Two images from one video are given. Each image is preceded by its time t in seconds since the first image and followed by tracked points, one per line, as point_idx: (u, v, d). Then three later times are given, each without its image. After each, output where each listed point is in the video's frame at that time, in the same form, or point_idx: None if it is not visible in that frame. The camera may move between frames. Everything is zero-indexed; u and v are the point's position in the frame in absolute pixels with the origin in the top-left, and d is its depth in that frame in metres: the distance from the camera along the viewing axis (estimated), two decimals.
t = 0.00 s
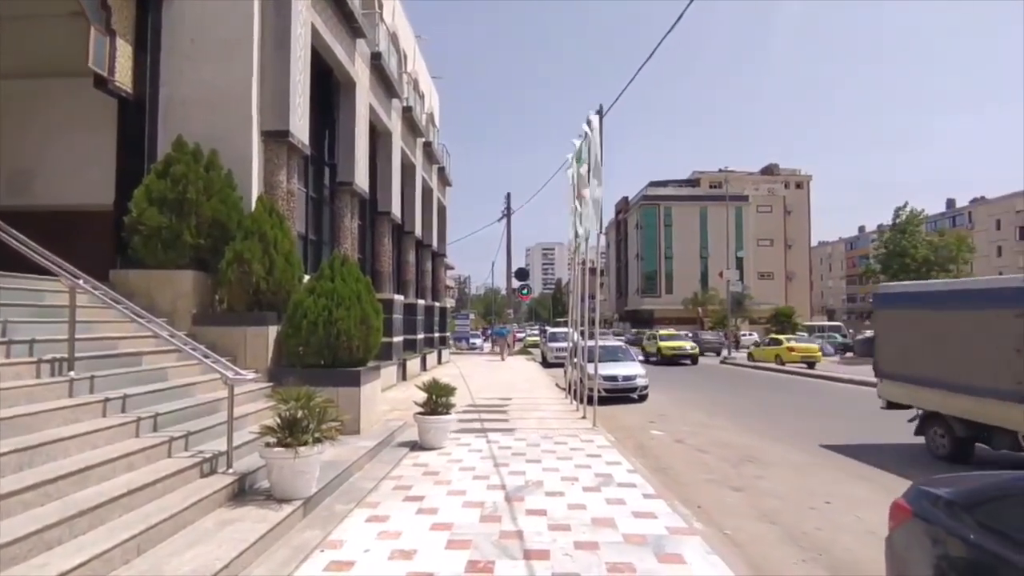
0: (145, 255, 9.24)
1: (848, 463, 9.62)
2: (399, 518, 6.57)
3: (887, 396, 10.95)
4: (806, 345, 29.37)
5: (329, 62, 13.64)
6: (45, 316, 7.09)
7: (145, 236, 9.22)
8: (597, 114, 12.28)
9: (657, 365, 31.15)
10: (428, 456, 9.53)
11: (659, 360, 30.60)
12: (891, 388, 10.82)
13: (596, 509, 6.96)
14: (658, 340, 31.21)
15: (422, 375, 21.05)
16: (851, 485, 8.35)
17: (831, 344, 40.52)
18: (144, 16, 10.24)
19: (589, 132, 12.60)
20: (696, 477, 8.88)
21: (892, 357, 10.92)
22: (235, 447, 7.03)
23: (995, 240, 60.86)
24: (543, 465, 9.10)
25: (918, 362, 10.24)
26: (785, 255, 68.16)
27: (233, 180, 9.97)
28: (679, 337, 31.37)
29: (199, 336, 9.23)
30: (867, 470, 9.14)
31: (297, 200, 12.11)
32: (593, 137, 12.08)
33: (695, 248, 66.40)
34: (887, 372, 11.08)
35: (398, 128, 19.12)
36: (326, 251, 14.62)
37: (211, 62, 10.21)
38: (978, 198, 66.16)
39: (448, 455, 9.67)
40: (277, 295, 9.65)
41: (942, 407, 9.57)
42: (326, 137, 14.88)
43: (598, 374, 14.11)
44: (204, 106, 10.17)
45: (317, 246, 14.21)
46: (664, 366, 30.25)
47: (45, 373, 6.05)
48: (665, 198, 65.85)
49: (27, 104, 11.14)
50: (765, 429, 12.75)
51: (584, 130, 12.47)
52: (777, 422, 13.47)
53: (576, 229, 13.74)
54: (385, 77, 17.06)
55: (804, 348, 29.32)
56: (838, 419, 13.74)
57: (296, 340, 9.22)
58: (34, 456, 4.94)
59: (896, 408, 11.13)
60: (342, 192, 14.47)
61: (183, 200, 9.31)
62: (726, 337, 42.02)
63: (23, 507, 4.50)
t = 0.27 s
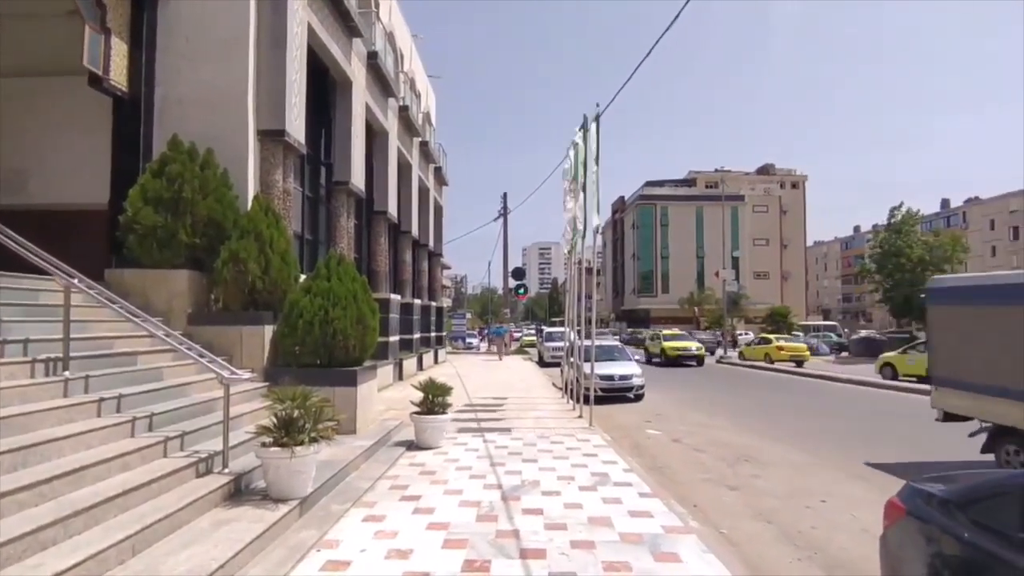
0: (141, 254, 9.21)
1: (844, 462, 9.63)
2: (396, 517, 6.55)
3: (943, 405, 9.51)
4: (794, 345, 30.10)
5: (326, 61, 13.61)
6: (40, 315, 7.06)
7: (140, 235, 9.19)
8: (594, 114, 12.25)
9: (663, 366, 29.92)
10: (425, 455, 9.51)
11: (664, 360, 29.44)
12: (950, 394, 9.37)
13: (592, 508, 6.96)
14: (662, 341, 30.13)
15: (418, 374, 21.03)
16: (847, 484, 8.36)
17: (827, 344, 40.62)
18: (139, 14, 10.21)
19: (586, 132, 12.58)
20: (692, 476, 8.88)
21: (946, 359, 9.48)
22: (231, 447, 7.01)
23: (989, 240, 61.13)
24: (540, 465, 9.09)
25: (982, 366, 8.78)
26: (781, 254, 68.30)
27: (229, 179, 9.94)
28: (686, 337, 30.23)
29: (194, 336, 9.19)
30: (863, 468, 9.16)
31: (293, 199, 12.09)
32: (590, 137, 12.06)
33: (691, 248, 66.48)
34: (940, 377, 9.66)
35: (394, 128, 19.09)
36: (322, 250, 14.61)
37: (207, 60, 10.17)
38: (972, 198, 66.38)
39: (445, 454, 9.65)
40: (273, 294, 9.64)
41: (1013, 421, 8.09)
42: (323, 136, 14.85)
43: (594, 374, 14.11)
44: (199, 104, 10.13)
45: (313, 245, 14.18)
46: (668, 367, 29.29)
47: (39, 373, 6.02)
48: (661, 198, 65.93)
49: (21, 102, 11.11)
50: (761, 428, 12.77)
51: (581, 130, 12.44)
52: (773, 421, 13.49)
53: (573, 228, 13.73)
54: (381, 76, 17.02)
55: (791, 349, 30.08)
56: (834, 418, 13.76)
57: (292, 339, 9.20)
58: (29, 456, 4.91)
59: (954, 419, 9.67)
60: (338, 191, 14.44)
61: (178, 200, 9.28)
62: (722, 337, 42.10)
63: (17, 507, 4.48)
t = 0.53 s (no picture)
0: (138, 254, 9.19)
1: (841, 461, 9.65)
2: (393, 517, 6.55)
3: None
4: (785, 345, 30.16)
5: (323, 60, 13.59)
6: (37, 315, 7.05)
7: (137, 235, 9.17)
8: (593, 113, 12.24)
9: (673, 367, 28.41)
10: (423, 455, 9.50)
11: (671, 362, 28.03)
12: None
13: (590, 508, 6.96)
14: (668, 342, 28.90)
15: (416, 374, 21.00)
16: (844, 484, 8.37)
17: (824, 343, 40.67)
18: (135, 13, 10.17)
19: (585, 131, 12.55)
20: (690, 476, 8.88)
21: None
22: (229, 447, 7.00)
23: (985, 239, 61.26)
24: (537, 464, 9.09)
25: None
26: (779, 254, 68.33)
27: (226, 178, 9.92)
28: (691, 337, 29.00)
29: (192, 336, 9.17)
30: (860, 467, 9.17)
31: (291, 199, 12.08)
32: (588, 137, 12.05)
33: (689, 248, 66.52)
34: None
35: (392, 127, 19.07)
36: (320, 250, 14.59)
37: (205, 59, 10.14)
38: (969, 198, 66.45)
39: (442, 454, 9.65)
40: (271, 294, 9.65)
41: None
42: (320, 135, 14.82)
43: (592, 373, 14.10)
44: (197, 103, 10.11)
45: (311, 245, 14.17)
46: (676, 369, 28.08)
47: (36, 373, 6.01)
48: (659, 198, 65.94)
49: (20, 103, 11.14)
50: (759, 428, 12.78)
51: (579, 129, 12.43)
52: (771, 421, 13.50)
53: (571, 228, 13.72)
54: (379, 75, 17.00)
55: (784, 348, 30.16)
56: (831, 418, 13.77)
57: (290, 339, 9.19)
58: (25, 456, 4.90)
59: None
60: (336, 191, 14.43)
61: (176, 199, 9.26)
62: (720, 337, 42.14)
63: (14, 507, 4.46)
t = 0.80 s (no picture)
0: (137, 254, 9.18)
1: (839, 461, 9.65)
2: (393, 517, 6.54)
3: None
4: (776, 345, 30.24)
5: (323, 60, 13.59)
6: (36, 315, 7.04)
7: (136, 235, 9.16)
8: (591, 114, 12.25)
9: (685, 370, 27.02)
10: (422, 455, 9.49)
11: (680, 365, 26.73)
12: None
13: (589, 508, 6.96)
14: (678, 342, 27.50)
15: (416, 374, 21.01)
16: (843, 484, 8.37)
17: (823, 343, 40.69)
18: (134, 13, 10.16)
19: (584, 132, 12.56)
20: (689, 476, 8.88)
21: None
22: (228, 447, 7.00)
23: (984, 240, 61.29)
24: (537, 464, 9.09)
25: None
26: (778, 254, 68.34)
27: (226, 178, 9.92)
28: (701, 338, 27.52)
29: (191, 335, 9.17)
30: (858, 467, 9.17)
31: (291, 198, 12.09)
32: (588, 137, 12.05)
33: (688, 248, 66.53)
34: None
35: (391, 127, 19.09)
36: (319, 250, 14.59)
37: (204, 58, 10.14)
38: (968, 198, 66.46)
39: (442, 454, 9.65)
40: (270, 294, 9.66)
41: None
42: (320, 135, 14.82)
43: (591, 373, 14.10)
44: (196, 103, 10.10)
45: (310, 245, 14.17)
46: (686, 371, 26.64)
47: (35, 373, 6.01)
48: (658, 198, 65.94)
49: (20, 103, 11.14)
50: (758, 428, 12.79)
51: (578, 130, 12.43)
52: (770, 421, 13.51)
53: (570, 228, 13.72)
54: (379, 75, 17.01)
55: (774, 348, 30.29)
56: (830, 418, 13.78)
57: (289, 339, 9.19)
58: (24, 456, 4.90)
59: None
60: (335, 191, 14.42)
61: (175, 199, 9.25)
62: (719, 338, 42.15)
63: (12, 507, 4.46)
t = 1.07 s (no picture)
0: (137, 253, 9.18)
1: (839, 461, 9.65)
2: (392, 517, 6.54)
3: None
4: (770, 345, 30.23)
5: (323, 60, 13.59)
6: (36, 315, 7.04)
7: (136, 234, 9.16)
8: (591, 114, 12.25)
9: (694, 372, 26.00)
10: (422, 455, 9.49)
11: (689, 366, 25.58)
12: None
13: (589, 508, 6.96)
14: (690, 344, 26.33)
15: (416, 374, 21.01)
16: (843, 484, 8.37)
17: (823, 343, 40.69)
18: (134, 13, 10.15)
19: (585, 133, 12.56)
20: (689, 475, 8.89)
21: None
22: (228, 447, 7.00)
23: (984, 240, 61.27)
24: (536, 464, 9.09)
25: None
26: (778, 254, 68.31)
27: (226, 178, 9.91)
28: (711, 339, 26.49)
29: (191, 335, 9.17)
30: (857, 468, 9.18)
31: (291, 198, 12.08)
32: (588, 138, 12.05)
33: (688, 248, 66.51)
34: None
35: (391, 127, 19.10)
36: (319, 250, 14.59)
37: (204, 58, 10.14)
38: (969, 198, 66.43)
39: (441, 454, 9.65)
40: (270, 294, 9.66)
41: None
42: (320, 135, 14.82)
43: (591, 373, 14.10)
44: (196, 103, 10.10)
45: (310, 245, 14.16)
46: (700, 374, 25.53)
47: (34, 373, 6.01)
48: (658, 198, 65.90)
49: (19, 102, 11.14)
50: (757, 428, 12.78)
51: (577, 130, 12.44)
52: (769, 421, 13.51)
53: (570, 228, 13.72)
54: (378, 75, 17.01)
55: (769, 348, 30.28)
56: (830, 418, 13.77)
57: (289, 338, 9.20)
58: (23, 456, 4.90)
59: None
60: (335, 191, 14.43)
61: (175, 199, 9.25)
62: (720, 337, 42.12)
63: (12, 507, 4.46)
